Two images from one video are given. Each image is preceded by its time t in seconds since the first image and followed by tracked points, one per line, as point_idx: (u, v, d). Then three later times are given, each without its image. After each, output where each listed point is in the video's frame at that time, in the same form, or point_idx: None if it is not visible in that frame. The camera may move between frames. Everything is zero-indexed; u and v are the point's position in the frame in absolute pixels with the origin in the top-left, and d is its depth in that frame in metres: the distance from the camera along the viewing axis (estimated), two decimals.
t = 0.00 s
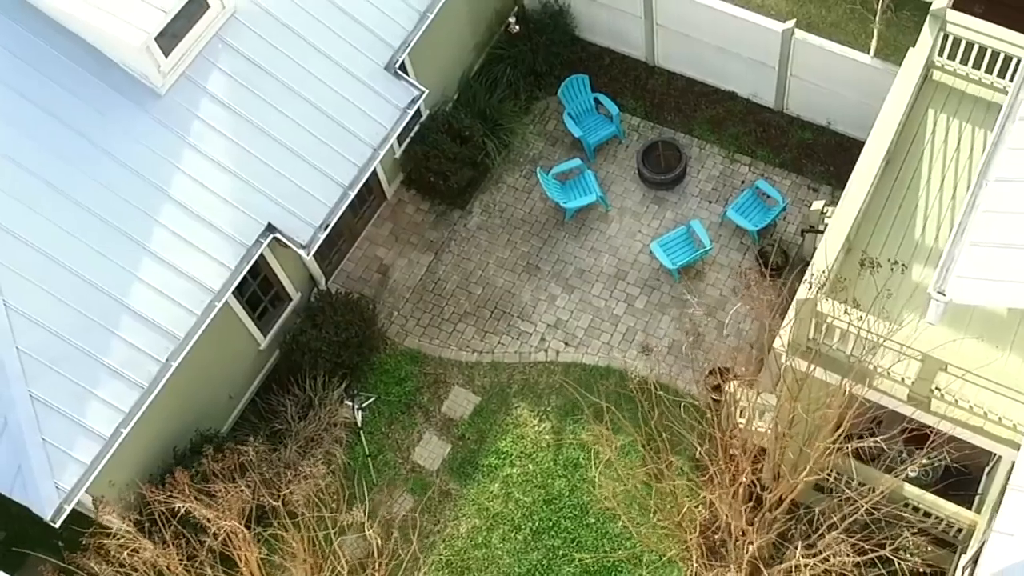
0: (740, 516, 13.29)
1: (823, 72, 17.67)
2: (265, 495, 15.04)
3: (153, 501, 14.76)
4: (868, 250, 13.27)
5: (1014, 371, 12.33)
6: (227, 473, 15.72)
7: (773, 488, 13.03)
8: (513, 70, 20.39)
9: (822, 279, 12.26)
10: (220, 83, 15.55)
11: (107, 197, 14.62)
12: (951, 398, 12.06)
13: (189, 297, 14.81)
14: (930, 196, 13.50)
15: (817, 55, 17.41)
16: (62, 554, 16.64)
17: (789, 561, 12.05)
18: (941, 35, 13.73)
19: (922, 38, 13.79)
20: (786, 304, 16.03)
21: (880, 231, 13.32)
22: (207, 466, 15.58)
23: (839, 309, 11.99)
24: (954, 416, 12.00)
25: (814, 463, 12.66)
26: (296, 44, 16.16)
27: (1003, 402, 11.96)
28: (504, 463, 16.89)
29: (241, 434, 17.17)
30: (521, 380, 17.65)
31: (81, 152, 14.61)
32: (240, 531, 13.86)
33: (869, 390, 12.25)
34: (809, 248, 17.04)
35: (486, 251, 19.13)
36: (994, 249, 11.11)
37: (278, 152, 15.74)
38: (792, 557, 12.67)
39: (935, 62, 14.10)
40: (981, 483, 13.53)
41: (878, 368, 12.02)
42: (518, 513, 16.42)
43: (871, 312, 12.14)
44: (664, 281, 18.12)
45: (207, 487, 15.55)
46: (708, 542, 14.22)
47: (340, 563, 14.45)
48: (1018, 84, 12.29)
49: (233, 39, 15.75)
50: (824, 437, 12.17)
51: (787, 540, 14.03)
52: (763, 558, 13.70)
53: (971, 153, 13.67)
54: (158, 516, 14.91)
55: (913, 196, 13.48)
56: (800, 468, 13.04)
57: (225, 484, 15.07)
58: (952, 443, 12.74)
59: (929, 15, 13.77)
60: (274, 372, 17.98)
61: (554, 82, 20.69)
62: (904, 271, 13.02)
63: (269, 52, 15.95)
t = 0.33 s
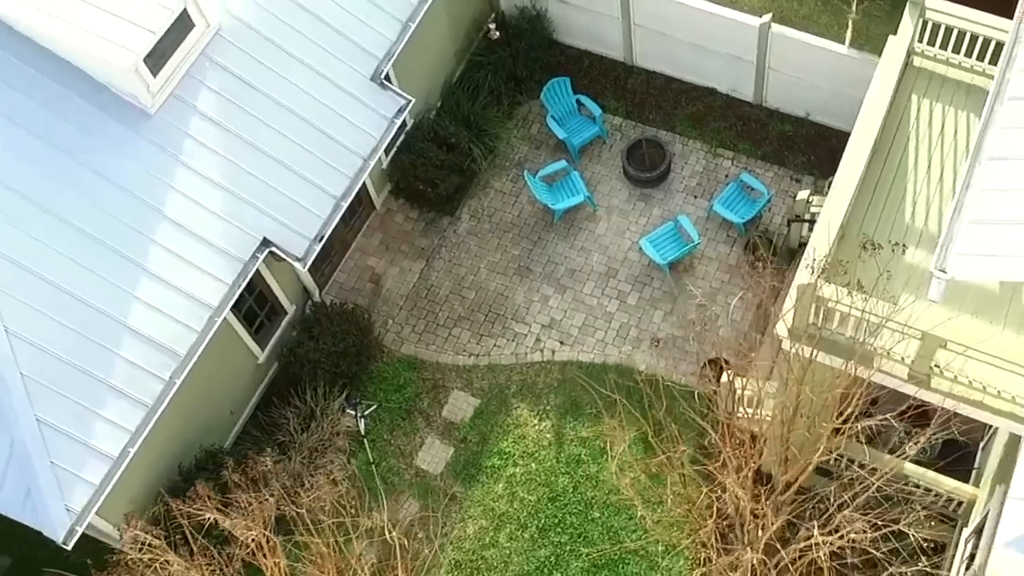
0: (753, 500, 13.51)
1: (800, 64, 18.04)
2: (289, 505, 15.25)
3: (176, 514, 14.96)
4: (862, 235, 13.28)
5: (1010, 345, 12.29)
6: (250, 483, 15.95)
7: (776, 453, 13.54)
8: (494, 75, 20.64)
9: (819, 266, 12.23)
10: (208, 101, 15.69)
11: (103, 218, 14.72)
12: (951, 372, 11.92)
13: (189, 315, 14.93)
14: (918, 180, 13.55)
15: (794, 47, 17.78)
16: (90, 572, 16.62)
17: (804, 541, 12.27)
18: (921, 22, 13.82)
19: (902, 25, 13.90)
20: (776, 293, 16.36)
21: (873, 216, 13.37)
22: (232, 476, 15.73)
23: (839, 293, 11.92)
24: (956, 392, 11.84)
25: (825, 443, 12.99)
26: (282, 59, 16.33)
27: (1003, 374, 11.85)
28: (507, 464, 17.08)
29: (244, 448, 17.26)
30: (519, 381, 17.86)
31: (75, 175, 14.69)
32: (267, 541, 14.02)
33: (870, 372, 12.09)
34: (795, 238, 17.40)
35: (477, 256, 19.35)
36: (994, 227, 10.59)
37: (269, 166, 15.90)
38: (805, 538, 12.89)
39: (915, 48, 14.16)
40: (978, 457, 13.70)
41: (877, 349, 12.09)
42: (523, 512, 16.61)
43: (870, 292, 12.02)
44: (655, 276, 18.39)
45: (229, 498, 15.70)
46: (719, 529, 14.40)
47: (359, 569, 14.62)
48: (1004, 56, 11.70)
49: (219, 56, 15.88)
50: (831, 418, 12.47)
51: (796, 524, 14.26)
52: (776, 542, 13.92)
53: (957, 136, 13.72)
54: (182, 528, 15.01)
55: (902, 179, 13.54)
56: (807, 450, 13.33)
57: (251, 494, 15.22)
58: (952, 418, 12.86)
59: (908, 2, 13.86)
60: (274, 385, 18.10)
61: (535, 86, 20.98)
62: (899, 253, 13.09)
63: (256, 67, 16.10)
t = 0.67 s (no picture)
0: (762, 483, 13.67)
1: (781, 56, 18.40)
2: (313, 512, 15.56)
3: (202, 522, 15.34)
4: (858, 220, 13.54)
5: (1007, 319, 12.43)
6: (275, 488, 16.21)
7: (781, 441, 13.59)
8: (478, 80, 20.90)
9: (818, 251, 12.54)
10: (200, 116, 15.83)
11: (102, 238, 14.83)
12: (951, 348, 12.08)
13: (192, 330, 15.07)
14: (907, 162, 13.83)
15: (774, 40, 18.12)
16: None
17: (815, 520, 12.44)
18: (903, 10, 14.16)
19: (886, 13, 14.19)
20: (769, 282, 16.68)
21: (866, 200, 13.64)
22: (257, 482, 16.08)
23: (838, 277, 12.22)
24: (955, 367, 11.97)
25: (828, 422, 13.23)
26: (271, 72, 16.49)
27: (1003, 347, 11.93)
28: (511, 462, 17.27)
29: (250, 459, 17.38)
30: (519, 381, 18.08)
31: (73, 196, 14.80)
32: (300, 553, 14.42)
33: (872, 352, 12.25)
34: (783, 228, 17.76)
35: (470, 260, 19.58)
36: (993, 202, 10.73)
37: (264, 179, 16.06)
38: (814, 518, 13.06)
39: (898, 35, 14.46)
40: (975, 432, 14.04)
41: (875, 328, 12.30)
42: (530, 509, 16.79)
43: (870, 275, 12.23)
44: (647, 271, 18.67)
45: (254, 506, 16.03)
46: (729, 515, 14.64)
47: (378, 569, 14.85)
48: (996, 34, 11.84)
49: (209, 72, 16.03)
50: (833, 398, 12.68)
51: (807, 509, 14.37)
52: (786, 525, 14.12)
53: (943, 119, 13.99)
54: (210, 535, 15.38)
55: (892, 163, 13.82)
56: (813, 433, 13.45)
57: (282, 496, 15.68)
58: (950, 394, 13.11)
59: None
60: (276, 396, 18.24)
61: (519, 90, 21.28)
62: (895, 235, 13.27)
63: (245, 82, 16.26)
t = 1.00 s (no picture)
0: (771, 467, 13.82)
1: (760, 50, 18.79)
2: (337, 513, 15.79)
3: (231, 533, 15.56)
4: (852, 205, 13.79)
5: (1003, 294, 12.50)
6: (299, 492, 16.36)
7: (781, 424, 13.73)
8: (463, 86, 21.18)
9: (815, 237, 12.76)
10: (193, 132, 15.98)
11: (102, 257, 14.96)
12: (948, 325, 12.24)
13: (196, 343, 15.20)
14: (895, 144, 14.09)
15: (753, 35, 18.52)
16: None
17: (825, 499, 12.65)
18: None
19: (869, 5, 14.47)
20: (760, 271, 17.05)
21: (857, 183, 13.89)
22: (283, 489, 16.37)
23: (838, 260, 12.44)
24: (954, 343, 12.20)
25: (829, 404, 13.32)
26: (261, 86, 16.67)
27: (1000, 321, 12.04)
28: (516, 460, 17.47)
29: (256, 471, 17.50)
30: (519, 380, 18.33)
31: (69, 216, 14.90)
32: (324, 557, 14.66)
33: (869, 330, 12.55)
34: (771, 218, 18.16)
35: (464, 263, 19.82)
36: (988, 179, 10.89)
37: (259, 192, 16.23)
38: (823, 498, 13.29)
39: (880, 23, 14.66)
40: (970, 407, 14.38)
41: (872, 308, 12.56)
42: (537, 506, 16.97)
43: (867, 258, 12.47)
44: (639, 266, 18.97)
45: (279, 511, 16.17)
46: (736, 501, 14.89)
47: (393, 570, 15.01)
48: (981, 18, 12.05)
49: (200, 88, 16.19)
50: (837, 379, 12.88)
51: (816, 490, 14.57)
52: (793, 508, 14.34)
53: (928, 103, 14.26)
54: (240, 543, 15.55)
55: (881, 148, 14.06)
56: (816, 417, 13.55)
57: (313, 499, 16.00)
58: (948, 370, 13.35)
59: None
60: (278, 407, 18.36)
61: (503, 94, 21.60)
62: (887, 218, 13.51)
63: (236, 96, 16.43)
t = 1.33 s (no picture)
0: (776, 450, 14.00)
1: (737, 44, 19.13)
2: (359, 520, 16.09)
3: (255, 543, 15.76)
4: (843, 191, 13.89)
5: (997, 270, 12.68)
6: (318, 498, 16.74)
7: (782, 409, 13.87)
8: (444, 93, 21.43)
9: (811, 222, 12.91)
10: (184, 150, 16.10)
11: (99, 277, 15.04)
12: (943, 302, 12.46)
13: (198, 359, 15.30)
14: (879, 132, 14.27)
15: (730, 30, 18.89)
16: None
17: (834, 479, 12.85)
18: None
19: None
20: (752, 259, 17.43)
21: (847, 171, 13.99)
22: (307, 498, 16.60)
23: (834, 243, 12.70)
24: (948, 320, 12.44)
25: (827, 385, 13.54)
26: (249, 101, 16.82)
27: (995, 296, 12.10)
28: (518, 459, 17.67)
29: (261, 483, 17.59)
30: (517, 380, 18.54)
31: (64, 237, 14.97)
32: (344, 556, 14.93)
33: (868, 312, 12.69)
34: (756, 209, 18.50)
35: (455, 268, 20.03)
36: (983, 155, 11.10)
37: (252, 206, 16.36)
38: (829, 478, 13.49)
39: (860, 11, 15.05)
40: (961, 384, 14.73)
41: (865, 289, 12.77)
42: (542, 503, 17.17)
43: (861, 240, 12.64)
44: (629, 263, 19.26)
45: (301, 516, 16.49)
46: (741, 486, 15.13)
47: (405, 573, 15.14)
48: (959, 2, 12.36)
49: (188, 105, 16.32)
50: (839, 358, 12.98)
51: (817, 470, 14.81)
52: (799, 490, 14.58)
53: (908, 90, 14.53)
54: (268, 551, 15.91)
55: (865, 135, 14.24)
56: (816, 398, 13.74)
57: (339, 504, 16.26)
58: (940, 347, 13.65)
59: None
60: (279, 419, 18.46)
61: (485, 100, 21.86)
62: (879, 199, 13.57)
63: (224, 112, 16.56)
